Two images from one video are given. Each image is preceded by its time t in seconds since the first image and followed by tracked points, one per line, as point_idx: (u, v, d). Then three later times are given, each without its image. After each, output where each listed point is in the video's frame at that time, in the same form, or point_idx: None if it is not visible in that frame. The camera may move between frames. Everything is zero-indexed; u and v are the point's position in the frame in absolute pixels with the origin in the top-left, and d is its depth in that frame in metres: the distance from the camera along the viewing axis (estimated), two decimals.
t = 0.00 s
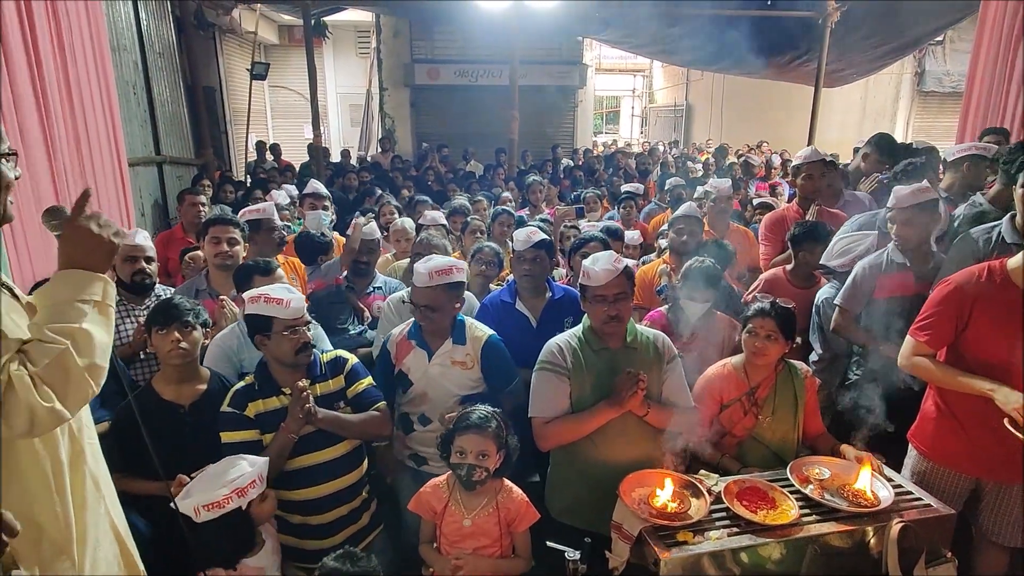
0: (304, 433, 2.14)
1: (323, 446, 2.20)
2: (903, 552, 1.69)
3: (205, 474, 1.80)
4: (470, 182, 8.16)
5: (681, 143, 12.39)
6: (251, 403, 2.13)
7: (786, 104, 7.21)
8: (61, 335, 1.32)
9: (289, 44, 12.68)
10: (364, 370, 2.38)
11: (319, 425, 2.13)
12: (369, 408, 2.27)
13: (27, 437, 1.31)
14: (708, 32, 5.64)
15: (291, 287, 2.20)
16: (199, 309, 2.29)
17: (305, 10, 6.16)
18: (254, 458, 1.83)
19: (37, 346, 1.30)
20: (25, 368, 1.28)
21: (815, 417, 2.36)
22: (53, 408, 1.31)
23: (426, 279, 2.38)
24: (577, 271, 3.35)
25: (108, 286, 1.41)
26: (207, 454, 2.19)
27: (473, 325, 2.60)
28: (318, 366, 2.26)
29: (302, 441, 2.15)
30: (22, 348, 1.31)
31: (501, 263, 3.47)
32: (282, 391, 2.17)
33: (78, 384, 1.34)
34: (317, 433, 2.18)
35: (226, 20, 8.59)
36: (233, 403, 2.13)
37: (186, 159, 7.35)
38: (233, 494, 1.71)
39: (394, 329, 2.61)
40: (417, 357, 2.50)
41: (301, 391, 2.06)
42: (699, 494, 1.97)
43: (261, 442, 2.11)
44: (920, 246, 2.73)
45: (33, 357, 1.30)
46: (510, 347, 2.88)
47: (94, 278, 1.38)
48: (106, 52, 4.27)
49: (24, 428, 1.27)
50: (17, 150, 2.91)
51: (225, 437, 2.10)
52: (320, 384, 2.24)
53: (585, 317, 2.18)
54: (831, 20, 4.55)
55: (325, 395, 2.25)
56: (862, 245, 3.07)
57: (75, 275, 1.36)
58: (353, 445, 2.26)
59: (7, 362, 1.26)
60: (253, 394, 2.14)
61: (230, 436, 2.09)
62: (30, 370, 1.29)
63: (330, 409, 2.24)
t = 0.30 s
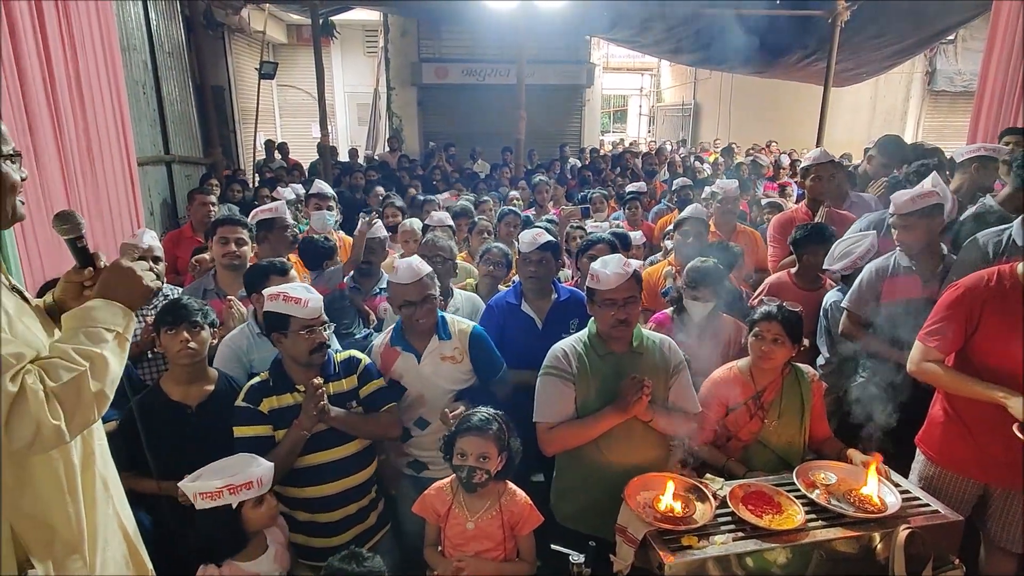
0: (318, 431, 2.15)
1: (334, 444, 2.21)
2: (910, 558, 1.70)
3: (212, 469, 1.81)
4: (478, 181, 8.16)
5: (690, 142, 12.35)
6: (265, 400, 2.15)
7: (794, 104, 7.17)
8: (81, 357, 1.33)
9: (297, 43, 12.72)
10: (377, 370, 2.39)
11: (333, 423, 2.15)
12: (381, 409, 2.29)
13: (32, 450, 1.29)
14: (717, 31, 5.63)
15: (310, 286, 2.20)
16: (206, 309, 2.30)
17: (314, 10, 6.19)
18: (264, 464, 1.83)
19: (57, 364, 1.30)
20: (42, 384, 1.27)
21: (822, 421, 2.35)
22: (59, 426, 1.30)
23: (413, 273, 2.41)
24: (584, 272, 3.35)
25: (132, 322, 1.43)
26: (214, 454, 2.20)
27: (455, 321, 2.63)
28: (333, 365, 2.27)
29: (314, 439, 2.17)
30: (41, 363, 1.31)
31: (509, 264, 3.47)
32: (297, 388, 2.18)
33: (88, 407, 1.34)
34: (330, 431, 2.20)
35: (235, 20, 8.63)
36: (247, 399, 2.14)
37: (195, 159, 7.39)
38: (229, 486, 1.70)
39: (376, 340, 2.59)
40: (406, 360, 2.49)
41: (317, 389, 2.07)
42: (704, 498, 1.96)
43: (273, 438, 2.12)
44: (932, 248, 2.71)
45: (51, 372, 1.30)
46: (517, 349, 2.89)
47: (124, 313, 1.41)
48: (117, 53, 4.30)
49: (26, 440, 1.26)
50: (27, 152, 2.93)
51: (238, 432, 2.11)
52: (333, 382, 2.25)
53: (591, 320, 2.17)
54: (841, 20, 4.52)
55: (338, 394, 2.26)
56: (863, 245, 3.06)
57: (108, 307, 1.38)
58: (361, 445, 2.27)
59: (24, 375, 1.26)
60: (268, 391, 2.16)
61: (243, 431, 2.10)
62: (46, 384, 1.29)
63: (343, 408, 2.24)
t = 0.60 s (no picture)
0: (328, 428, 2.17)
1: (343, 442, 2.23)
2: (913, 562, 1.70)
3: (227, 465, 1.83)
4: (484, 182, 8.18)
5: (696, 142, 12.33)
6: (278, 396, 2.17)
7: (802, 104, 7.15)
8: (70, 358, 1.29)
9: (303, 43, 12.78)
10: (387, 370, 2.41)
11: (342, 421, 2.16)
12: (390, 408, 2.32)
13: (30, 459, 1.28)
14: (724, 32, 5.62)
15: (323, 286, 2.22)
16: (214, 311, 2.32)
17: (321, 11, 6.22)
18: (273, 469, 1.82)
19: (44, 367, 1.28)
20: (31, 389, 1.26)
21: (826, 424, 2.35)
22: (55, 430, 1.29)
23: (416, 270, 2.46)
24: (589, 273, 3.36)
25: (128, 314, 1.39)
26: (221, 455, 2.22)
27: (453, 321, 2.68)
28: (344, 364, 2.30)
29: (323, 436, 2.19)
30: (36, 367, 1.29)
31: (514, 265, 3.49)
32: (308, 385, 2.20)
33: (83, 408, 1.31)
34: (339, 429, 2.22)
35: (242, 21, 8.68)
36: (259, 395, 2.16)
37: (203, 159, 7.45)
38: (229, 485, 1.69)
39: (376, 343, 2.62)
40: (409, 361, 2.51)
41: (329, 387, 2.09)
42: (705, 501, 1.97)
43: (284, 434, 2.15)
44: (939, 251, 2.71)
45: (40, 377, 1.27)
46: (522, 351, 2.89)
47: (116, 307, 1.37)
48: (125, 54, 4.34)
49: (24, 446, 1.26)
50: (37, 154, 2.97)
51: (249, 428, 2.13)
52: (345, 380, 2.27)
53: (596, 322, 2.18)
54: (848, 21, 4.51)
55: (349, 393, 2.28)
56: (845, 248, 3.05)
57: (95, 300, 1.35)
58: (369, 444, 2.28)
59: (13, 381, 1.25)
60: (280, 387, 2.18)
61: (255, 426, 2.12)
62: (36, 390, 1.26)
63: (354, 407, 2.26)
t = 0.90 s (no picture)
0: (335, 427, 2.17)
1: (350, 442, 2.23)
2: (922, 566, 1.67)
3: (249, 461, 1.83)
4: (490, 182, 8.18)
5: (703, 142, 12.29)
6: (286, 394, 2.17)
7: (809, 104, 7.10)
8: (54, 401, 1.19)
9: (310, 43, 12.83)
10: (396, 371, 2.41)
11: (349, 420, 2.17)
12: (398, 408, 2.32)
13: (11, 486, 1.23)
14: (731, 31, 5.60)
15: (332, 286, 2.23)
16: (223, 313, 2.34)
17: (328, 12, 6.24)
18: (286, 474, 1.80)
19: (31, 405, 1.18)
20: (10, 424, 1.18)
21: (833, 427, 2.34)
22: (26, 467, 1.21)
23: (438, 263, 2.49)
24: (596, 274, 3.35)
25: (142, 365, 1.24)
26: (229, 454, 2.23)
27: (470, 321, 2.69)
28: (352, 364, 2.30)
29: (331, 436, 2.19)
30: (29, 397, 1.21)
31: (521, 265, 3.48)
32: (317, 384, 2.20)
33: (57, 454, 1.21)
34: (347, 428, 2.22)
35: (250, 22, 8.72)
36: (268, 393, 2.17)
37: (210, 159, 7.48)
38: (241, 487, 1.68)
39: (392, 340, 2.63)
40: (425, 357, 2.52)
41: (337, 386, 2.09)
42: (712, 503, 1.96)
43: (292, 432, 2.15)
44: (949, 253, 2.69)
45: (23, 413, 1.18)
46: (528, 352, 2.89)
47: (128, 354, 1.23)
48: (134, 55, 4.36)
49: None
50: (47, 155, 2.99)
51: (258, 426, 2.14)
52: (353, 380, 2.28)
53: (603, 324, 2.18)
54: (857, 20, 4.49)
55: (357, 392, 2.27)
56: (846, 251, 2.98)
57: (107, 345, 1.22)
58: (377, 444, 2.28)
59: None
60: (288, 385, 2.19)
61: (264, 424, 2.13)
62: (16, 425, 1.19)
63: (361, 406, 2.26)
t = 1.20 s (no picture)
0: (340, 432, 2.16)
1: (356, 445, 2.22)
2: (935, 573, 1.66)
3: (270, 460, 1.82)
4: (496, 182, 8.18)
5: (709, 142, 12.24)
6: (295, 395, 2.17)
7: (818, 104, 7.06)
8: (79, 390, 1.18)
9: (317, 43, 12.85)
10: (405, 376, 2.40)
11: (354, 423, 2.15)
12: (404, 414, 2.31)
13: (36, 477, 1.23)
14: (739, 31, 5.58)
15: (338, 286, 2.23)
16: (234, 313, 2.35)
17: (336, 12, 6.25)
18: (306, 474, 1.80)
19: (55, 396, 1.18)
20: (36, 415, 1.18)
21: (843, 430, 2.32)
22: (53, 458, 1.21)
23: (457, 261, 2.50)
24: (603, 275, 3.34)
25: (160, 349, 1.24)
26: (237, 455, 2.23)
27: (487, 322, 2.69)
28: (361, 366, 2.29)
29: (337, 439, 2.19)
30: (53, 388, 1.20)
31: (527, 265, 3.47)
32: (324, 386, 2.20)
33: (84, 444, 1.20)
34: (354, 430, 2.22)
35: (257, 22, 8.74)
36: (277, 392, 2.17)
37: (218, 159, 7.51)
38: (262, 488, 1.68)
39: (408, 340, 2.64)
40: (440, 356, 2.52)
41: (344, 391, 2.08)
42: (721, 507, 1.94)
43: (299, 433, 2.15)
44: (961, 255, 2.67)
45: (48, 403, 1.18)
46: (535, 353, 2.88)
47: (147, 341, 1.21)
48: (143, 55, 4.38)
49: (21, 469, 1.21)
50: (57, 154, 3.00)
51: (266, 424, 2.14)
52: (361, 383, 2.27)
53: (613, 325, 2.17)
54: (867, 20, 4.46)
55: (364, 396, 2.26)
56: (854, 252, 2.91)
57: (122, 337, 1.19)
58: (382, 447, 2.27)
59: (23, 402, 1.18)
60: (297, 386, 2.19)
61: (272, 423, 2.14)
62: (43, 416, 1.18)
63: (368, 410, 2.25)
